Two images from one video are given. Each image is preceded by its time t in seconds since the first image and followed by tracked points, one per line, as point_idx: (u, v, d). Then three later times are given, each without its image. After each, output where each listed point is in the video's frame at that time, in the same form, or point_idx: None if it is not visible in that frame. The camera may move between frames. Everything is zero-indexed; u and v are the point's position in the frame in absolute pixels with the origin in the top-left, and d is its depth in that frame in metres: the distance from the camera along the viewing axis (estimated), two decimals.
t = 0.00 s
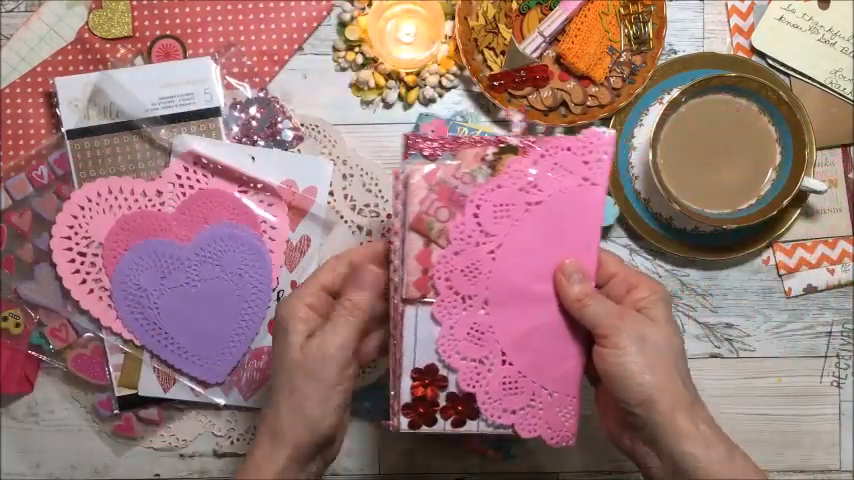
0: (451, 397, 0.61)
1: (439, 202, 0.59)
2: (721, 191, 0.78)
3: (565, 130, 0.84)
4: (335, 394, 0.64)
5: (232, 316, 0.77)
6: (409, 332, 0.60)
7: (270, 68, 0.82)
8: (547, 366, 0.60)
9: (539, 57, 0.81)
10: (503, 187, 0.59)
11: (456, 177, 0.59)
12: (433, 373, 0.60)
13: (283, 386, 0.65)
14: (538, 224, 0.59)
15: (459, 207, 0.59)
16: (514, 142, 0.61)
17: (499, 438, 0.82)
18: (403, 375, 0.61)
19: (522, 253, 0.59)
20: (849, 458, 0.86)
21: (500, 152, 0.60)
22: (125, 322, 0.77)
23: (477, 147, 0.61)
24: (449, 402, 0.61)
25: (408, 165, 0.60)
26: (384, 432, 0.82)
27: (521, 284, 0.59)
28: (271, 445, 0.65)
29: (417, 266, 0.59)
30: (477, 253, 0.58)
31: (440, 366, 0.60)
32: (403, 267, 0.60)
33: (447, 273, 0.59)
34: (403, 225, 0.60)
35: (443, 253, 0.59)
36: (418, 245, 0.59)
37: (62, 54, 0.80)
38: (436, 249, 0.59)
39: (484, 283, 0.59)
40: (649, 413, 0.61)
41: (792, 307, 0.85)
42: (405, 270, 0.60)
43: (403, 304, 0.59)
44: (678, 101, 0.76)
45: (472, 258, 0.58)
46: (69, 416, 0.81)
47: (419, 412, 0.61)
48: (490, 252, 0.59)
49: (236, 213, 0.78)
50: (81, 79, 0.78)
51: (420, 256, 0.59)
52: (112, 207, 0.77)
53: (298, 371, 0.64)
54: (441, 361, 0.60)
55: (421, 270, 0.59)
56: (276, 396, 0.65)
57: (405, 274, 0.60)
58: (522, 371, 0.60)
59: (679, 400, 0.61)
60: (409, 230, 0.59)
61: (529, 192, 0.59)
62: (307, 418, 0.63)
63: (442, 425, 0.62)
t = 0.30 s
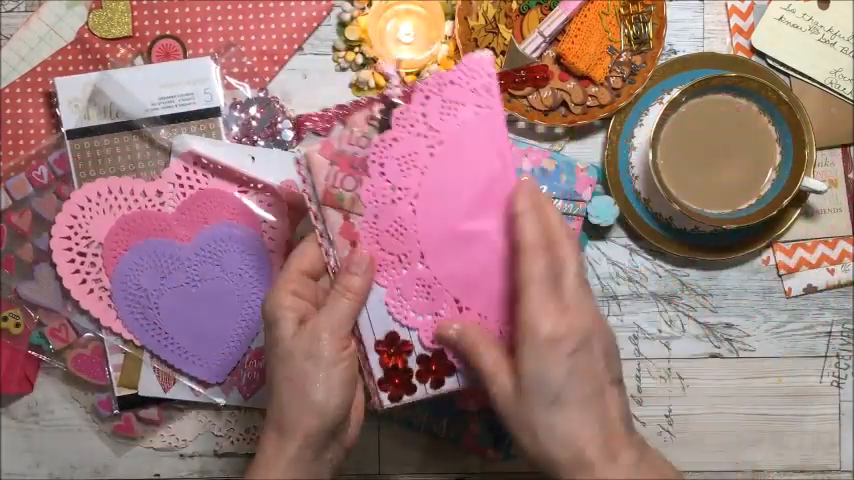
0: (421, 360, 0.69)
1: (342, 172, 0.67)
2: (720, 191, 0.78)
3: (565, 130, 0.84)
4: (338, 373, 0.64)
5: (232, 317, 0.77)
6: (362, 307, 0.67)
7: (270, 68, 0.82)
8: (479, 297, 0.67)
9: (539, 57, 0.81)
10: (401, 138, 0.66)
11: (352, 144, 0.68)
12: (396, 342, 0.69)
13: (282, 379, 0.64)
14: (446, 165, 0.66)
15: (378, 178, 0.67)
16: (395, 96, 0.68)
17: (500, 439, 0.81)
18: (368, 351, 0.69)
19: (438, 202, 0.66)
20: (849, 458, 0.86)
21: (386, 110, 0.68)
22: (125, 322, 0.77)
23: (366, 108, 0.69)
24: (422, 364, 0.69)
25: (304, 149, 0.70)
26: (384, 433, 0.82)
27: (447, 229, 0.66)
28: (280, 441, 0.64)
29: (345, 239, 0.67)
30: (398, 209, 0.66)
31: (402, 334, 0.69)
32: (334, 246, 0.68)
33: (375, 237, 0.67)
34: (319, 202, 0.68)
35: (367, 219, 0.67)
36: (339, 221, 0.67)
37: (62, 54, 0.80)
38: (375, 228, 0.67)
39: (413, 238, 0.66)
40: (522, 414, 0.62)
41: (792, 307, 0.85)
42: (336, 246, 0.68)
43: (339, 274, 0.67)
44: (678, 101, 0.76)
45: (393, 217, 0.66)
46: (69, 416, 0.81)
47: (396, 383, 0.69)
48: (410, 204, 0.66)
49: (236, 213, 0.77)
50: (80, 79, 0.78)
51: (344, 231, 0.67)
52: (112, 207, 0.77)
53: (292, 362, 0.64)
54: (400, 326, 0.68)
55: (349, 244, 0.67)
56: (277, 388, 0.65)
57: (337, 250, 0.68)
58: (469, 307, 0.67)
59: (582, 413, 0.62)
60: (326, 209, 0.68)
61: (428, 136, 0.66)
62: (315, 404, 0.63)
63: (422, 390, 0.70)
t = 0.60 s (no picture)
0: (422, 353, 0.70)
1: (342, 164, 0.65)
2: (720, 191, 0.78)
3: (565, 130, 0.84)
4: (331, 382, 0.63)
5: (232, 317, 0.77)
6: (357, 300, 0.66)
7: (270, 68, 0.82)
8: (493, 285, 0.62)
9: (539, 57, 0.81)
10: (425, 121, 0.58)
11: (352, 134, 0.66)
12: (397, 336, 0.69)
13: (277, 383, 0.64)
14: (466, 150, 0.60)
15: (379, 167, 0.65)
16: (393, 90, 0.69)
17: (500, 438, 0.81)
18: (368, 346, 0.68)
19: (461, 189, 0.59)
20: (849, 458, 0.86)
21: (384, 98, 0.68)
22: (125, 322, 0.77)
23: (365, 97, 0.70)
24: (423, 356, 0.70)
25: (303, 136, 0.66)
26: (384, 433, 0.82)
27: (470, 216, 0.60)
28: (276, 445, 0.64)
29: (346, 232, 0.65)
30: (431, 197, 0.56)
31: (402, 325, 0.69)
32: (333, 240, 0.65)
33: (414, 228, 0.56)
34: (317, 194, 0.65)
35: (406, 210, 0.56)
36: (340, 213, 0.65)
37: (62, 55, 0.80)
38: (377, 220, 0.65)
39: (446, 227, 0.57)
40: (493, 410, 0.62)
41: (792, 307, 0.85)
42: (335, 240, 0.65)
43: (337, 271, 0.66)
44: (678, 101, 0.76)
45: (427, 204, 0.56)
46: (69, 416, 0.81)
47: (397, 378, 0.69)
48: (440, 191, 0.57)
49: (236, 213, 0.77)
50: (80, 79, 0.78)
51: (345, 223, 0.65)
52: (112, 207, 0.77)
53: (284, 368, 0.64)
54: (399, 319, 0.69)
55: (350, 236, 0.65)
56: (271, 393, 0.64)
57: (337, 244, 0.65)
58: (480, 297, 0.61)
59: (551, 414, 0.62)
60: (325, 202, 0.65)
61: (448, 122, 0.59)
62: (307, 412, 0.62)
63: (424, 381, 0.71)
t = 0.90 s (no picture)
0: (388, 352, 0.68)
1: (305, 169, 0.67)
2: (720, 191, 0.78)
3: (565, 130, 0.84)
4: (304, 379, 0.64)
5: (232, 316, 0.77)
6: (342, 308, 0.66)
7: (270, 68, 0.82)
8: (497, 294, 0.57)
9: (539, 57, 0.81)
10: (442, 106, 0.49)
11: (313, 139, 0.67)
12: (363, 334, 0.68)
13: (250, 378, 0.64)
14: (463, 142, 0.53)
15: (340, 171, 0.67)
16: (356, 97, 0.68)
17: (499, 438, 0.80)
18: (336, 344, 0.68)
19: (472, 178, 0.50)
20: (849, 458, 0.86)
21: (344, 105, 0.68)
22: (125, 322, 0.77)
23: (326, 103, 0.69)
24: (389, 356, 0.68)
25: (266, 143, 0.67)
26: (384, 432, 0.82)
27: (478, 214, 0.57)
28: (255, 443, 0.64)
29: (309, 236, 0.67)
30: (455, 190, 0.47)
31: (369, 325, 0.68)
32: (298, 242, 0.67)
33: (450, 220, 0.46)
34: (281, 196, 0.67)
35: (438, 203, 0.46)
36: (304, 217, 0.67)
37: (62, 55, 0.80)
38: (340, 223, 0.67)
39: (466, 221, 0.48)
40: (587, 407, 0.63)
41: (792, 307, 0.85)
42: (301, 243, 0.67)
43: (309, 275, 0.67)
44: (678, 101, 0.76)
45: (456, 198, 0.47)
46: (69, 416, 0.81)
47: (364, 375, 0.68)
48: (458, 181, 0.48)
49: (237, 214, 0.77)
50: (80, 79, 0.78)
51: (309, 227, 0.67)
52: (112, 207, 0.77)
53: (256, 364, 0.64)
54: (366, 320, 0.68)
55: (315, 239, 0.67)
56: (244, 390, 0.65)
57: (302, 247, 0.67)
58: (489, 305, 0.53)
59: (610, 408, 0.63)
60: (289, 206, 0.67)
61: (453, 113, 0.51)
62: (278, 408, 0.63)
63: (391, 380, 0.68)
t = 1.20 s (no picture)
0: (388, 354, 0.69)
1: (308, 169, 0.68)
2: (719, 192, 0.78)
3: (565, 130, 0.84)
4: (306, 379, 0.64)
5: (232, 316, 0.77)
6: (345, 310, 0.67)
7: (270, 68, 0.82)
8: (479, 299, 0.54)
9: (539, 57, 0.81)
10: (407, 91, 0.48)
11: (318, 140, 0.68)
12: (363, 336, 0.68)
13: (251, 378, 0.64)
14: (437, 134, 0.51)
15: (343, 172, 0.68)
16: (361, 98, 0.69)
17: (499, 439, 0.80)
18: (337, 344, 0.68)
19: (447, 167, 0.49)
20: (849, 458, 0.86)
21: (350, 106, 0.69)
22: (125, 322, 0.77)
23: (330, 104, 0.69)
24: (388, 358, 0.69)
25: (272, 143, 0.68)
26: (384, 432, 0.82)
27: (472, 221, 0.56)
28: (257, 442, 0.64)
29: (312, 236, 0.68)
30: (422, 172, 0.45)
31: (369, 327, 0.68)
32: (300, 243, 0.68)
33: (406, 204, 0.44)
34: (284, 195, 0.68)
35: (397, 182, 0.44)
36: (306, 217, 0.68)
37: (62, 55, 0.80)
38: (343, 225, 0.68)
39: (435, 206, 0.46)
40: (605, 406, 0.64)
41: (792, 307, 0.85)
42: (303, 243, 0.68)
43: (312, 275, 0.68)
44: (678, 101, 0.76)
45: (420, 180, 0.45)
46: (70, 416, 0.81)
47: (363, 376, 0.69)
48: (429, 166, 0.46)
49: (237, 214, 0.77)
50: (80, 79, 0.79)
51: (312, 228, 0.68)
52: (112, 207, 0.77)
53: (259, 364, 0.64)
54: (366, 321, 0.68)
55: (317, 239, 0.68)
56: (246, 390, 0.65)
57: (305, 248, 0.68)
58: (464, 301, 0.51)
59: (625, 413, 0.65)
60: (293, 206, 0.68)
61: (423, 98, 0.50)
62: (280, 408, 0.63)
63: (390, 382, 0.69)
